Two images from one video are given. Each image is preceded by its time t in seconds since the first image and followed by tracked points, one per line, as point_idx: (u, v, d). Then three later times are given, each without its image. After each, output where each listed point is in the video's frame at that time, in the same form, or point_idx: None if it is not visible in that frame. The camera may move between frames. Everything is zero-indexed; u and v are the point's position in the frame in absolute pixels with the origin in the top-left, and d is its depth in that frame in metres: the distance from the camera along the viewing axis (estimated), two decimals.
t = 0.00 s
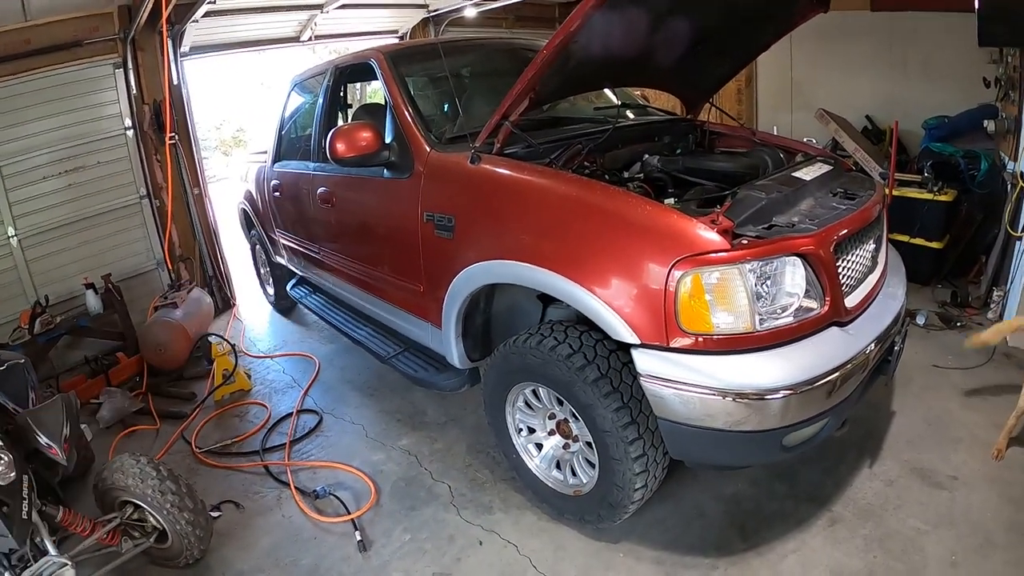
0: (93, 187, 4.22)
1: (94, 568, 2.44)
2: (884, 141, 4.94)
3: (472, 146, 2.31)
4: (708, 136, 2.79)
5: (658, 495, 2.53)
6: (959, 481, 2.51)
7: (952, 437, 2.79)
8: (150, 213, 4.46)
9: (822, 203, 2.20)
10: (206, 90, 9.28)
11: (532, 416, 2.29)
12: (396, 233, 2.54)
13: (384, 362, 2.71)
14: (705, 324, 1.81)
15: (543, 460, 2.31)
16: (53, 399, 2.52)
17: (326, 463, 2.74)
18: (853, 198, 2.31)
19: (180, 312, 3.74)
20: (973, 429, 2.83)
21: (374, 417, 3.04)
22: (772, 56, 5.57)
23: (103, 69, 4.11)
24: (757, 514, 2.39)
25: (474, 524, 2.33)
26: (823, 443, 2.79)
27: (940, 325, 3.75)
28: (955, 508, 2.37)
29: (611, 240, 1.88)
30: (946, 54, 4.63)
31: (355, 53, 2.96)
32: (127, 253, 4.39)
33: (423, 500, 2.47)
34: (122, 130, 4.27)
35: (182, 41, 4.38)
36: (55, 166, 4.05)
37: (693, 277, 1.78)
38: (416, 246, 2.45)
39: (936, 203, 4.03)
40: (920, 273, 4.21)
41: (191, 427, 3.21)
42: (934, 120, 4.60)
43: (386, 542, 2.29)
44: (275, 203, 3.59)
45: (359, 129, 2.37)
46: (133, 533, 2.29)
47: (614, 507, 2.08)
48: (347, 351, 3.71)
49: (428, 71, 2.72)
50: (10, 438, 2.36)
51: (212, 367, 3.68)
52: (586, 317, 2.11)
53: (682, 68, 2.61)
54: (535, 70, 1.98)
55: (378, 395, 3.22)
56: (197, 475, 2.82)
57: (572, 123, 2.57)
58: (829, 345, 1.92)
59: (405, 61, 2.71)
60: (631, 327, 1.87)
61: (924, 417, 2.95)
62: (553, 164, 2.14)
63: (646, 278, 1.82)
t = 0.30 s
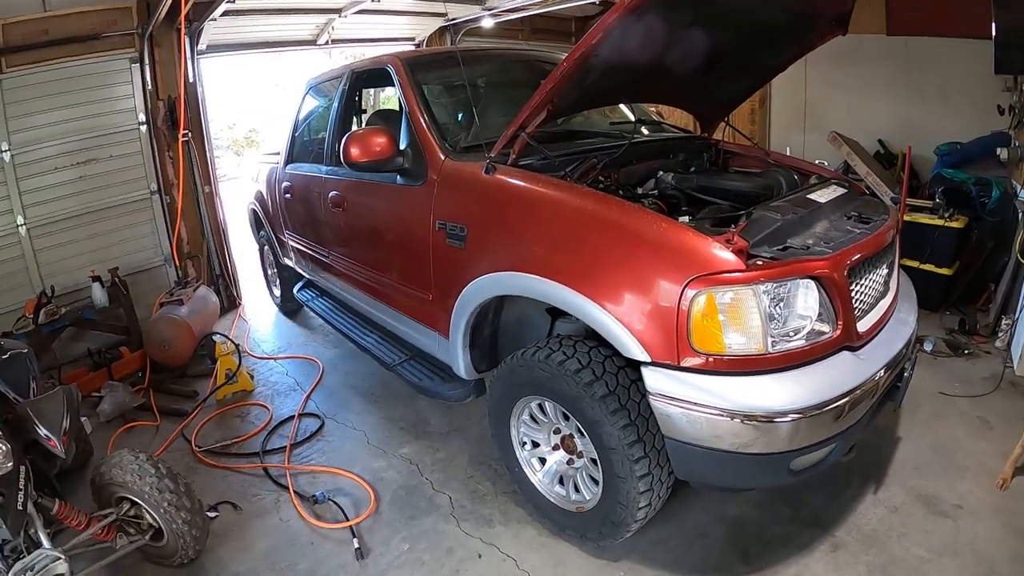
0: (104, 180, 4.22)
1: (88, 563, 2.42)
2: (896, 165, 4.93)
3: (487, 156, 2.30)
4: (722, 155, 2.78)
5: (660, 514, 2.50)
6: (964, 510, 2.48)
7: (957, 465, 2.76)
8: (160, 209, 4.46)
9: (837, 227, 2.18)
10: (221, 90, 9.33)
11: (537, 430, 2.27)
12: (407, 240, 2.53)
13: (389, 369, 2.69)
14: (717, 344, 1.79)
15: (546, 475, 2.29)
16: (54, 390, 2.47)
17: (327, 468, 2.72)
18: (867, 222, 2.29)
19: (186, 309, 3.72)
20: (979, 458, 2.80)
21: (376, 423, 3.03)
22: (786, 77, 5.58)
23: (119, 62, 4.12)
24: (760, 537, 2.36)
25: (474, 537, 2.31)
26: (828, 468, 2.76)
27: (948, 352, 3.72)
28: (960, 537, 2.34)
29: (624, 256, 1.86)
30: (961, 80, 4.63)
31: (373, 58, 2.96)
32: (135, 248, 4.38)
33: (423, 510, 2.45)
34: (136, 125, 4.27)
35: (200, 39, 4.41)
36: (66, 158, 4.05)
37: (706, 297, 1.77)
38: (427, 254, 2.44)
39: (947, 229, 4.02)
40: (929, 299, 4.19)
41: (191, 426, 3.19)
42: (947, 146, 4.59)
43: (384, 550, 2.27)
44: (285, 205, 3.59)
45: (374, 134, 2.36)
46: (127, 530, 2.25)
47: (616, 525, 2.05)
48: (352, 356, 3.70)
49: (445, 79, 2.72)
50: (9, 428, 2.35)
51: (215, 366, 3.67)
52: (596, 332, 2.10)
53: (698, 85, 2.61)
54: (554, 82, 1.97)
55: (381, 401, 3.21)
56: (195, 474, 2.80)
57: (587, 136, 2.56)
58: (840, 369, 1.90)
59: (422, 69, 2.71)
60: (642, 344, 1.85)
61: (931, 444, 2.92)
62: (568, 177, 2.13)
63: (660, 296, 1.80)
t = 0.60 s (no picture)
0: (120, 188, 4.25)
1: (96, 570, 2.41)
2: (911, 182, 4.90)
3: (506, 170, 2.30)
4: (739, 171, 2.77)
5: (675, 533, 2.47)
6: (982, 530, 2.44)
7: (975, 485, 2.71)
8: (176, 219, 4.48)
9: (857, 243, 2.16)
10: (240, 103, 9.45)
11: (552, 446, 2.24)
12: (423, 253, 2.53)
13: (403, 382, 2.68)
14: (738, 361, 1.77)
15: (561, 492, 2.26)
16: (67, 396, 2.47)
17: (338, 481, 2.71)
18: (887, 239, 2.27)
19: (199, 319, 3.73)
20: (996, 477, 2.75)
21: (389, 437, 3.01)
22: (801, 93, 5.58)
23: (137, 72, 4.17)
24: (777, 557, 2.32)
25: (486, 553, 2.28)
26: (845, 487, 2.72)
27: (965, 370, 3.67)
28: (978, 558, 2.29)
29: (644, 271, 1.85)
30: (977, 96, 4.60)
31: (391, 71, 2.97)
32: (149, 256, 4.40)
33: (436, 526, 2.42)
34: (153, 134, 4.30)
35: (218, 50, 4.44)
36: (84, 165, 4.10)
37: (727, 313, 1.75)
38: (443, 267, 2.43)
39: (964, 246, 3.99)
40: (946, 316, 4.14)
41: (203, 435, 3.19)
42: (963, 162, 4.55)
43: (395, 565, 2.25)
44: (300, 216, 3.60)
45: (392, 146, 2.36)
46: (136, 538, 2.24)
47: (632, 543, 2.03)
48: (365, 368, 3.69)
49: (463, 93, 2.72)
50: (20, 433, 2.34)
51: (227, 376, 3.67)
52: (613, 347, 2.08)
53: (717, 101, 2.60)
54: (575, 96, 1.97)
55: (394, 414, 3.19)
56: (206, 484, 2.79)
57: (605, 152, 2.56)
58: (861, 387, 1.87)
59: (441, 82, 2.72)
60: (662, 361, 1.83)
61: (948, 463, 2.88)
62: (587, 192, 2.12)
63: (680, 312, 1.78)
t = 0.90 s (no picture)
0: (129, 195, 4.24)
1: None
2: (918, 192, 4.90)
3: (524, 185, 2.30)
4: (753, 185, 2.77)
5: (690, 547, 2.46)
6: (994, 543, 2.43)
7: (986, 497, 2.71)
8: (185, 227, 4.48)
9: (874, 260, 2.16)
10: (247, 111, 9.47)
11: (569, 461, 2.24)
12: (439, 267, 2.53)
13: (417, 395, 2.68)
14: (759, 379, 1.77)
15: (578, 507, 2.26)
16: (80, 408, 2.45)
17: (351, 494, 2.70)
18: (903, 255, 2.27)
19: (209, 328, 3.73)
20: (1007, 489, 2.75)
21: (401, 449, 3.01)
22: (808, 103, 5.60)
23: (147, 80, 4.17)
24: (792, 572, 2.32)
25: (502, 567, 2.27)
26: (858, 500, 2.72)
27: (974, 382, 3.67)
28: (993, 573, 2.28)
29: (666, 288, 1.84)
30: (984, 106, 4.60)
31: (403, 82, 2.98)
32: (158, 264, 4.40)
33: (451, 540, 2.42)
34: (163, 142, 4.30)
35: (228, 59, 4.43)
36: (93, 172, 4.09)
37: (750, 332, 1.74)
38: (460, 282, 2.43)
39: (973, 257, 3.98)
40: (954, 327, 4.14)
41: (213, 446, 3.18)
42: (971, 172, 4.55)
43: None
44: (311, 226, 3.60)
45: (408, 159, 2.36)
46: (149, 551, 2.23)
47: (650, 559, 2.02)
48: (375, 379, 3.69)
49: (476, 105, 2.73)
50: (33, 446, 2.31)
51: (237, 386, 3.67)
52: (631, 363, 2.08)
53: (733, 115, 2.61)
54: (596, 112, 1.96)
55: (406, 426, 3.19)
56: (218, 496, 2.78)
57: (620, 166, 2.56)
58: (881, 405, 1.87)
59: (455, 94, 2.72)
60: (685, 379, 1.83)
61: (959, 475, 2.87)
62: (605, 208, 2.12)
63: (703, 330, 1.78)
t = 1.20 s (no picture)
0: (132, 199, 4.24)
1: None
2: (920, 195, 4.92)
3: (533, 196, 2.30)
4: (759, 192, 2.78)
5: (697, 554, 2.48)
6: (997, 549, 2.45)
7: (989, 503, 2.72)
8: (188, 231, 4.47)
9: (881, 271, 2.17)
10: (249, 112, 9.46)
11: (578, 470, 2.25)
12: (447, 276, 2.53)
13: (424, 403, 2.68)
14: (769, 392, 1.78)
15: (587, 515, 2.27)
16: (88, 421, 2.45)
17: (359, 501, 2.71)
18: (910, 266, 2.28)
19: (213, 333, 3.73)
20: (1010, 495, 2.76)
21: (407, 456, 3.01)
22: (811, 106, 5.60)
23: (149, 83, 4.16)
24: None
25: None
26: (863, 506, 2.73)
27: (975, 386, 3.69)
28: None
29: (676, 302, 1.85)
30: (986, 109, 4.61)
31: (409, 88, 2.98)
32: (161, 269, 4.39)
33: (459, 547, 2.43)
34: (165, 146, 4.29)
35: (230, 61, 4.42)
36: (95, 176, 4.08)
37: (761, 348, 1.75)
38: (468, 291, 2.43)
39: (976, 262, 3.99)
40: (955, 330, 4.16)
41: (219, 452, 3.18)
42: (973, 176, 4.56)
43: None
44: (316, 231, 3.60)
45: (417, 169, 2.36)
46: (159, 563, 2.26)
47: (659, 568, 2.03)
48: (380, 384, 3.70)
49: (483, 111, 2.72)
50: (42, 458, 2.31)
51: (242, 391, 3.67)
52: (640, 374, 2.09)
53: (741, 124, 2.61)
54: (607, 126, 1.96)
55: (412, 432, 3.20)
56: (225, 503, 2.78)
57: (627, 175, 2.57)
58: (889, 418, 1.88)
59: (462, 101, 2.72)
60: (695, 393, 1.83)
61: (962, 480, 2.89)
62: (614, 219, 2.13)
63: (714, 345, 1.78)
